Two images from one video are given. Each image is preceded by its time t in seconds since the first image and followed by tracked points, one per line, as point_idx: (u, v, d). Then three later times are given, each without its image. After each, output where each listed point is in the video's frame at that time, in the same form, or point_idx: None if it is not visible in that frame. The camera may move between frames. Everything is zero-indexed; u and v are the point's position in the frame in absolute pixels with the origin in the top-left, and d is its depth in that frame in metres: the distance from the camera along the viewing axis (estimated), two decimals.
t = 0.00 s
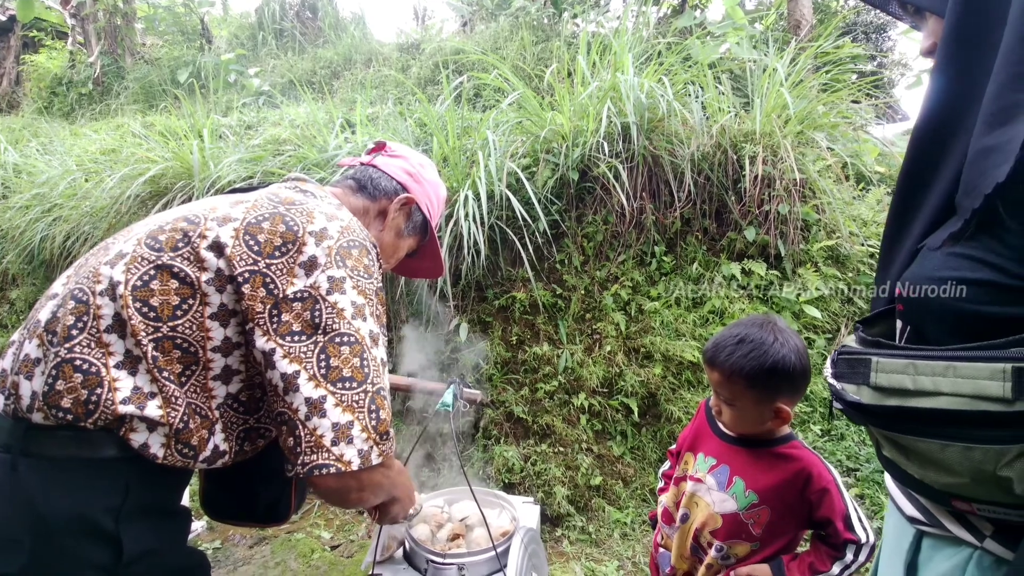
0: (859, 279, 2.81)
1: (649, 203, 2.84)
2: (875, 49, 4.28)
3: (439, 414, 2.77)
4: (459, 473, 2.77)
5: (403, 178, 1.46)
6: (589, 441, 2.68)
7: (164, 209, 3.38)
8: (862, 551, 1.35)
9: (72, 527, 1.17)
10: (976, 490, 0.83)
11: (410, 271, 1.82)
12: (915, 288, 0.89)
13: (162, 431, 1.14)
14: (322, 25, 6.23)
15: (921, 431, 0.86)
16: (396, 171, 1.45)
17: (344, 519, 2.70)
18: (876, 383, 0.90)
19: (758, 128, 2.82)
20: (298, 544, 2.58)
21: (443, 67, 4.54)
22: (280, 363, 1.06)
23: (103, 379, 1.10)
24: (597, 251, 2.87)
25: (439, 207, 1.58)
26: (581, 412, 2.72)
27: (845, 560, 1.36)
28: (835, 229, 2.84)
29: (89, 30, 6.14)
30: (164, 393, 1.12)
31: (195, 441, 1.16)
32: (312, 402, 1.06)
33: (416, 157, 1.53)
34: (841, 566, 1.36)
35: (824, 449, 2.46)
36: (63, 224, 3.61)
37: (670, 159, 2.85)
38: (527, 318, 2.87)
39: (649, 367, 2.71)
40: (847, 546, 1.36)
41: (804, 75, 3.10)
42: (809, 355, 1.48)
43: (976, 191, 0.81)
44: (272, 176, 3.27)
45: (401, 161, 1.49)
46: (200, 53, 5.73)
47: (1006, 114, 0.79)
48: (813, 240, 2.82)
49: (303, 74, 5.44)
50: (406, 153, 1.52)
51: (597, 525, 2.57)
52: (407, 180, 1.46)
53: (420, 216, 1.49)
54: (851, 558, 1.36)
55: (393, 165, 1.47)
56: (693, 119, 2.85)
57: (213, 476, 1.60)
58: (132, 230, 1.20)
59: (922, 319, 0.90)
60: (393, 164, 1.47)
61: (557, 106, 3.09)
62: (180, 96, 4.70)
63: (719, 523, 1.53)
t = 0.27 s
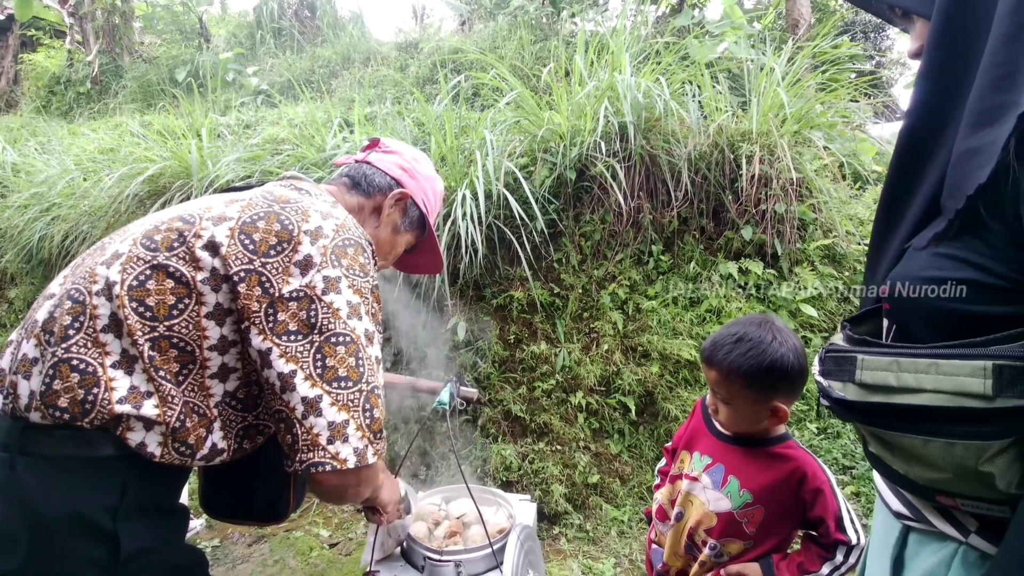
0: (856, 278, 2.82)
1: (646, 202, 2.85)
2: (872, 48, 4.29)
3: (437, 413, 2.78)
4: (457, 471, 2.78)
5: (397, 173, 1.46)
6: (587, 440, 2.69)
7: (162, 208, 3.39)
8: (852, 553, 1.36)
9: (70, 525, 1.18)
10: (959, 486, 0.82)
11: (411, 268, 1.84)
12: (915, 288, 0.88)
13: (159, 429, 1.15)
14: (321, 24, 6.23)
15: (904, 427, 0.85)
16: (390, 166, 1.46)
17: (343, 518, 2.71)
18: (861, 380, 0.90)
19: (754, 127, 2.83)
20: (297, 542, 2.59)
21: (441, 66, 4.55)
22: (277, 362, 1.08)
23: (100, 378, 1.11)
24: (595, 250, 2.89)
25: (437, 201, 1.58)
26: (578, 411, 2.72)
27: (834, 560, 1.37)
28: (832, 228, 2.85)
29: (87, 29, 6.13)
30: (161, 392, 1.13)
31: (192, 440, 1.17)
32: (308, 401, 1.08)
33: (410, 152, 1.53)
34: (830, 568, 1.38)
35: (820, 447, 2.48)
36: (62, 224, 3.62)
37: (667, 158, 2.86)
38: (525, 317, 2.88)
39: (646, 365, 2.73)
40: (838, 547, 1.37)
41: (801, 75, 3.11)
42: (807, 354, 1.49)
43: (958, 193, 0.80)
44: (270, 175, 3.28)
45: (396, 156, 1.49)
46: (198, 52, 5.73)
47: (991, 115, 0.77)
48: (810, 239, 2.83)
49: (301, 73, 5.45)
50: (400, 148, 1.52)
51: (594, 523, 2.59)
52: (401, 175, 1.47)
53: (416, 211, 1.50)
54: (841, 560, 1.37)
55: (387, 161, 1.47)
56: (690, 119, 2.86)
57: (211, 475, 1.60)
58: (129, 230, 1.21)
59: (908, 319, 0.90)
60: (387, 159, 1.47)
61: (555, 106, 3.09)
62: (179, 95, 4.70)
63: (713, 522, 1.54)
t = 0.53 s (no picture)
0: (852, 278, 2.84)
1: (644, 202, 2.87)
2: (870, 48, 4.31)
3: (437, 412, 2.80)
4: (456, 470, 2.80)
5: (396, 172, 1.48)
6: (585, 439, 2.70)
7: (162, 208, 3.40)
8: (839, 555, 1.39)
9: (70, 523, 1.20)
10: (944, 484, 0.82)
11: (414, 266, 1.85)
12: (917, 287, 0.87)
13: (159, 429, 1.17)
14: (319, 24, 6.24)
15: (889, 425, 0.86)
16: (389, 166, 1.47)
17: (342, 517, 2.72)
18: (849, 379, 0.91)
19: (752, 128, 2.84)
20: (296, 541, 2.60)
21: (440, 66, 4.56)
22: (261, 360, 1.09)
23: (101, 377, 1.13)
24: (593, 250, 2.90)
25: (437, 199, 1.59)
26: (576, 410, 2.74)
27: (822, 563, 1.40)
28: (829, 228, 2.87)
29: (85, 29, 6.13)
30: (162, 391, 1.15)
31: (191, 438, 1.19)
32: (283, 401, 1.07)
33: (410, 151, 1.54)
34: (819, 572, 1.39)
35: (817, 446, 2.49)
36: (61, 223, 3.62)
37: (665, 158, 2.87)
38: (523, 316, 2.89)
39: (644, 365, 2.74)
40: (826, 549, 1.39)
41: (799, 75, 3.12)
42: (800, 352, 1.51)
43: (943, 196, 0.83)
44: (269, 175, 3.29)
45: (395, 155, 1.50)
46: (197, 52, 5.74)
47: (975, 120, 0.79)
48: (807, 239, 2.85)
49: (300, 73, 5.46)
50: (399, 147, 1.53)
51: (592, 522, 2.61)
52: (400, 174, 1.48)
53: (416, 210, 1.51)
54: (830, 562, 1.39)
55: (386, 160, 1.48)
56: (688, 119, 2.88)
57: (210, 473, 1.61)
58: (130, 231, 1.23)
59: (895, 319, 0.92)
60: (386, 159, 1.49)
61: (553, 106, 3.11)
62: (177, 94, 4.71)
63: (708, 522, 1.56)
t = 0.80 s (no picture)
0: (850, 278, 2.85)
1: (641, 203, 2.88)
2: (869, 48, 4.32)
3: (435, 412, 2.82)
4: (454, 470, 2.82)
5: (396, 174, 1.49)
6: (583, 438, 2.72)
7: (161, 209, 3.41)
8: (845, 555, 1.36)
9: (69, 523, 1.21)
10: (930, 484, 0.84)
11: (416, 266, 1.86)
12: (914, 288, 0.87)
13: (157, 433, 1.18)
14: (319, 24, 6.25)
15: (877, 426, 0.87)
16: (388, 167, 1.48)
17: (341, 516, 2.73)
18: (837, 381, 0.93)
19: (749, 129, 2.86)
20: (295, 540, 2.62)
21: (439, 67, 4.58)
22: (274, 374, 1.11)
23: (99, 383, 1.14)
24: (591, 251, 2.92)
25: (437, 200, 1.60)
26: (574, 410, 2.76)
27: (827, 562, 1.37)
28: (826, 229, 2.88)
29: (85, 29, 6.14)
30: (159, 397, 1.16)
31: (189, 443, 1.20)
32: (309, 413, 1.12)
33: (410, 152, 1.54)
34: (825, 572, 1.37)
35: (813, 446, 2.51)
36: (61, 224, 3.64)
37: (663, 159, 2.89)
38: (521, 317, 2.90)
39: (642, 365, 2.76)
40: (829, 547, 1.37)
41: (797, 76, 3.14)
42: (796, 355, 1.53)
43: (930, 202, 0.84)
44: (268, 175, 3.30)
45: (396, 157, 1.51)
46: (197, 52, 5.75)
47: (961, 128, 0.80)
48: (804, 239, 2.86)
49: (300, 73, 5.47)
50: (400, 148, 1.54)
51: (590, 521, 2.62)
52: (400, 176, 1.49)
53: (416, 212, 1.53)
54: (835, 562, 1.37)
55: (386, 162, 1.50)
56: (685, 120, 2.89)
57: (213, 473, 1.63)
58: (130, 236, 1.24)
59: (881, 321, 0.93)
60: (386, 160, 1.50)
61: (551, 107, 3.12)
62: (177, 94, 4.71)
63: (705, 522, 1.58)
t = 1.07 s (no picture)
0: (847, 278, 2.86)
1: (640, 204, 2.90)
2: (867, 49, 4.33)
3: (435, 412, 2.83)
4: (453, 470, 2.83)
5: (396, 174, 1.50)
6: (581, 438, 2.73)
7: (161, 209, 3.42)
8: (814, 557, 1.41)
9: (74, 522, 1.22)
10: (919, 482, 0.86)
11: (415, 265, 1.88)
12: (915, 288, 0.87)
13: (163, 432, 1.19)
14: (318, 24, 6.26)
15: (867, 425, 0.89)
16: (388, 168, 1.50)
17: (340, 516, 2.74)
18: (829, 381, 0.94)
19: (746, 130, 2.87)
20: (295, 539, 2.63)
21: (437, 68, 4.60)
22: (285, 372, 1.13)
23: (104, 385, 1.15)
24: (589, 251, 2.93)
25: (437, 200, 1.61)
26: (573, 410, 2.77)
27: (796, 564, 1.42)
28: (823, 229, 2.89)
29: (85, 29, 6.15)
30: (164, 397, 1.17)
31: (195, 443, 1.21)
32: (322, 409, 1.13)
33: (409, 152, 1.56)
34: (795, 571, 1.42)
35: (811, 445, 2.52)
36: (61, 224, 3.65)
37: (661, 160, 2.90)
38: (520, 317, 2.92)
39: (640, 365, 2.77)
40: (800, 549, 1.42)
41: (794, 77, 3.15)
42: (787, 351, 1.55)
43: (920, 206, 0.86)
44: (268, 176, 3.31)
45: (395, 157, 1.53)
46: (196, 52, 5.75)
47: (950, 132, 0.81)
48: (802, 240, 2.87)
49: (299, 73, 5.47)
50: (398, 148, 1.55)
51: (588, 521, 2.63)
52: (400, 176, 1.50)
53: (416, 211, 1.54)
54: (805, 563, 1.42)
55: (386, 162, 1.51)
56: (683, 121, 2.90)
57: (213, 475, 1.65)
58: (133, 238, 1.25)
59: (871, 321, 0.95)
60: (385, 160, 1.51)
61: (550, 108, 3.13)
62: (176, 95, 4.72)
63: (698, 522, 1.59)
